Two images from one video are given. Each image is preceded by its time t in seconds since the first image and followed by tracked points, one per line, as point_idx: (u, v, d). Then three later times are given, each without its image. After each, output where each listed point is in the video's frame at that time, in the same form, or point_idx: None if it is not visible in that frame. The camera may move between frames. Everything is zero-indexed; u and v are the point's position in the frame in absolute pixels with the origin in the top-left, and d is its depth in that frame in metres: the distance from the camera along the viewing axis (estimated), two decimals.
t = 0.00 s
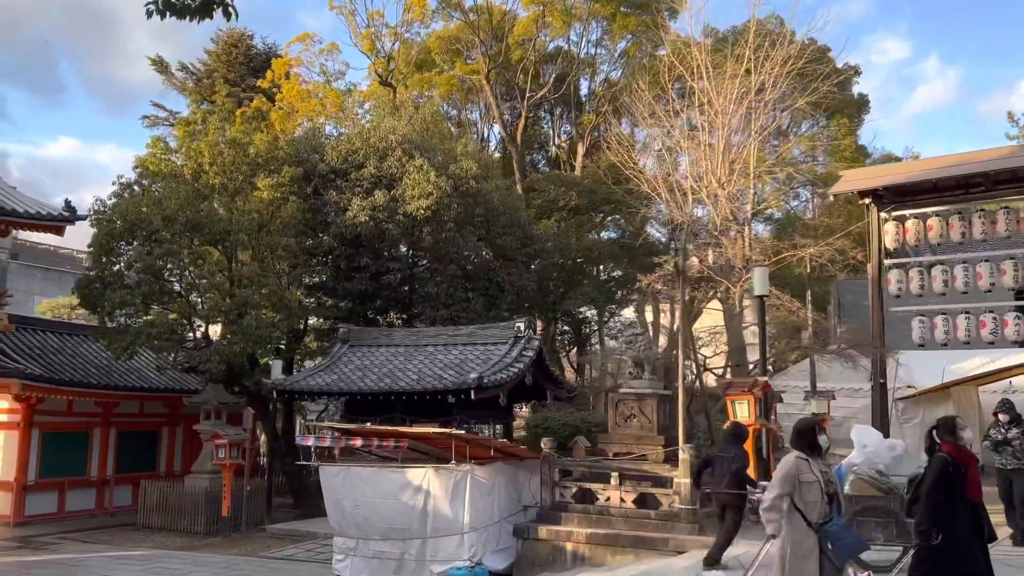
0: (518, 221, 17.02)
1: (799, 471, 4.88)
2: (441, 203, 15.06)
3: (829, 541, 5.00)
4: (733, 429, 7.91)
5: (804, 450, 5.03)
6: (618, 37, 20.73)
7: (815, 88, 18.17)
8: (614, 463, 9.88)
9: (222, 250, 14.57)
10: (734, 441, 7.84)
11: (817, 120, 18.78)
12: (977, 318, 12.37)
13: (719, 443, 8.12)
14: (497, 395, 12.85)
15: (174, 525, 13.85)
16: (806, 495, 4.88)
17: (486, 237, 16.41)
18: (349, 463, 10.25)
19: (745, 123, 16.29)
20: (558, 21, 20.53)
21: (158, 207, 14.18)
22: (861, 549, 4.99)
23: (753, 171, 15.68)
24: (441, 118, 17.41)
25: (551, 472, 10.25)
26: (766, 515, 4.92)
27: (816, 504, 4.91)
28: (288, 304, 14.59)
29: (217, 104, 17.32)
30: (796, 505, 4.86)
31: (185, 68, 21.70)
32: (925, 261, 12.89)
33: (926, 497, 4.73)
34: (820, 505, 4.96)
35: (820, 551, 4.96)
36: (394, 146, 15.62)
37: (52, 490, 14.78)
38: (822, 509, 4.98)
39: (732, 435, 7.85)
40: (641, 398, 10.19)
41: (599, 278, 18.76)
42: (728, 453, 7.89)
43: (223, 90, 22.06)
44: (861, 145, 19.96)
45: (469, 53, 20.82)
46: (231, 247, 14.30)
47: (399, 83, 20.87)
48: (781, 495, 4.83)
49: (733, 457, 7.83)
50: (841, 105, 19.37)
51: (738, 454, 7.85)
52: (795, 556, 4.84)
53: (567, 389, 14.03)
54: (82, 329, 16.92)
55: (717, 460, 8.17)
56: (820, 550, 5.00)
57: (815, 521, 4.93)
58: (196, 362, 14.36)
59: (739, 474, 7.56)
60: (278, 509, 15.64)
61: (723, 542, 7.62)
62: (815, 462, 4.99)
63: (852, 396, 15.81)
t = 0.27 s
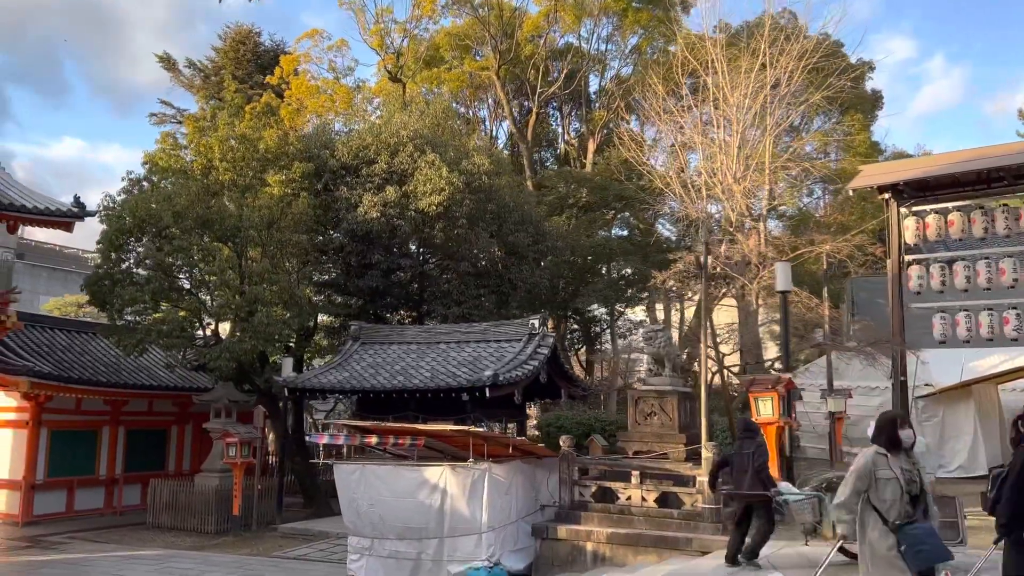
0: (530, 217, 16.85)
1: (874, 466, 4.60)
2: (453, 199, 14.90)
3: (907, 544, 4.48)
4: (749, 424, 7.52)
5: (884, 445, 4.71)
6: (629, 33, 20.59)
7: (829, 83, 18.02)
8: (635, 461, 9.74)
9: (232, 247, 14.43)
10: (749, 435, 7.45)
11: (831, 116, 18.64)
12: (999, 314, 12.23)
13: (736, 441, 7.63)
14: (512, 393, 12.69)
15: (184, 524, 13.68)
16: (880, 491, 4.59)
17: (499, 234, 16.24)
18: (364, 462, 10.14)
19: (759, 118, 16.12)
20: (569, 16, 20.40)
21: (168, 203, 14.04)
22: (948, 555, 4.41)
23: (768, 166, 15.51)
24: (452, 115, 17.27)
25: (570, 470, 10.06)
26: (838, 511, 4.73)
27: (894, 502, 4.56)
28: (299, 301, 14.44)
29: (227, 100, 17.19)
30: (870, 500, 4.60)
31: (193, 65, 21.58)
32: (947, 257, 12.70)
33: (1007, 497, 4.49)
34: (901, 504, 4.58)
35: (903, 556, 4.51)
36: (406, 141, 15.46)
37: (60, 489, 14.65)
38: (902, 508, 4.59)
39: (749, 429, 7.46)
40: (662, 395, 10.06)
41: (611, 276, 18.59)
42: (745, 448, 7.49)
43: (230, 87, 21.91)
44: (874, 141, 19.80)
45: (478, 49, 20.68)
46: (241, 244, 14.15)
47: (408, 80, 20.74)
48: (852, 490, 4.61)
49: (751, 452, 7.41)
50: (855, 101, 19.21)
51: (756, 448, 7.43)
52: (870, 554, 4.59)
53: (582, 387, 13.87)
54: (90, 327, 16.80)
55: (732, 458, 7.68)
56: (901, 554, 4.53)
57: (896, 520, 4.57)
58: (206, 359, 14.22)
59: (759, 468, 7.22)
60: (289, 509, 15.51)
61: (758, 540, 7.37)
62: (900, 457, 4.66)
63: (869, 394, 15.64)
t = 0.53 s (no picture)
0: (542, 215, 16.63)
1: (972, 474, 4.26)
2: (465, 196, 14.70)
3: (1013, 557, 4.17)
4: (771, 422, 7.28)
5: (977, 450, 4.39)
6: (639, 30, 20.37)
7: (843, 79, 17.80)
8: (655, 463, 9.56)
9: (241, 245, 14.25)
10: (771, 433, 7.21)
11: (845, 113, 18.42)
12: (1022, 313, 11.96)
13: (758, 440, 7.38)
14: (526, 393, 12.50)
15: (193, 526, 13.50)
16: (977, 499, 4.26)
17: (510, 232, 16.03)
18: (377, 463, 9.92)
19: (774, 114, 15.91)
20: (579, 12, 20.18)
21: (177, 200, 13.86)
22: None
23: (783, 163, 15.31)
24: (463, 112, 17.07)
25: (588, 472, 9.84)
26: (925, 521, 4.31)
27: (996, 512, 4.23)
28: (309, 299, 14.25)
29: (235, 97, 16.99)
30: (969, 511, 4.25)
31: (200, 62, 21.37)
32: (968, 254, 12.46)
33: None
34: (999, 513, 4.25)
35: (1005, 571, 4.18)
36: (416, 138, 15.26)
37: (67, 490, 14.49)
38: (1002, 518, 4.27)
39: (772, 428, 7.24)
40: (682, 396, 9.91)
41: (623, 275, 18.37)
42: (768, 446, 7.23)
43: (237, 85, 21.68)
44: (888, 138, 19.59)
45: (487, 46, 20.48)
46: (251, 242, 13.97)
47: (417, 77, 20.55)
48: (947, 498, 4.22)
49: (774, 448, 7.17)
50: (869, 98, 19.00)
51: (780, 446, 7.18)
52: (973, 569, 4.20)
53: (596, 387, 13.68)
54: (98, 326, 16.62)
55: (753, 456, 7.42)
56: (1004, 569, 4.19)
57: (997, 532, 4.23)
58: (215, 359, 14.04)
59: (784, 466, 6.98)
60: (299, 510, 15.37)
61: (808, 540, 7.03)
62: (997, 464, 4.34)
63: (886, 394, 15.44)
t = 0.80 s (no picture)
0: (554, 210, 16.40)
1: None
2: (477, 190, 14.47)
3: None
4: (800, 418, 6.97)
5: None
6: (651, 24, 20.16)
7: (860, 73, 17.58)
8: (678, 461, 9.39)
9: (251, 240, 14.05)
10: (802, 430, 6.90)
11: (860, 107, 18.17)
12: None
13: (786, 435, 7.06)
14: (541, 390, 12.27)
15: (202, 525, 13.30)
16: None
17: (523, 227, 15.80)
18: (393, 460, 9.77)
19: (791, 108, 15.68)
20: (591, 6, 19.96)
21: (186, 194, 13.68)
22: None
23: (800, 157, 15.09)
24: (474, 106, 16.87)
25: (609, 470, 9.69)
26: None
27: None
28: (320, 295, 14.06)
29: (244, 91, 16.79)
30: None
31: (207, 58, 21.18)
32: (992, 248, 12.13)
33: None
34: None
35: None
36: (428, 131, 15.05)
37: (75, 488, 14.33)
38: None
39: (802, 423, 6.94)
40: (705, 392, 9.76)
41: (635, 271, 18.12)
42: (798, 442, 6.84)
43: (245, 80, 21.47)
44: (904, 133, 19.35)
45: (497, 40, 20.28)
46: (261, 236, 13.77)
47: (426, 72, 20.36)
48: None
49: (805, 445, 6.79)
50: (885, 92, 18.76)
51: (810, 442, 6.81)
52: None
53: (612, 384, 13.47)
54: (105, 322, 16.45)
55: (782, 453, 7.02)
56: None
57: None
58: (224, 355, 13.85)
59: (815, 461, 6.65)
60: (309, 508, 15.17)
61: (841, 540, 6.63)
62: None
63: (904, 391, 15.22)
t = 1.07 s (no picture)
0: (567, 206, 16.18)
1: None
2: (489, 186, 14.27)
3: None
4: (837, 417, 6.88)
5: None
6: (662, 20, 19.94)
7: (875, 68, 17.34)
8: (700, 462, 9.24)
9: (260, 237, 13.87)
10: (837, 428, 6.79)
11: (876, 103, 17.92)
12: None
13: (821, 434, 6.96)
14: (556, 389, 12.08)
15: (212, 525, 13.13)
16: None
17: (535, 224, 15.58)
18: (408, 460, 9.57)
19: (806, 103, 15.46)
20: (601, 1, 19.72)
21: (195, 191, 13.52)
22: None
23: (816, 153, 14.86)
24: (485, 102, 16.66)
25: (629, 471, 9.61)
26: None
27: None
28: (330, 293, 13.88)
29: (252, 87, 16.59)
30: None
31: (213, 54, 20.98)
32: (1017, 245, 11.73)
33: None
34: None
35: None
36: (439, 127, 14.85)
37: (83, 488, 14.17)
38: None
39: (837, 422, 6.81)
40: (726, 391, 9.56)
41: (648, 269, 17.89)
42: (832, 440, 6.77)
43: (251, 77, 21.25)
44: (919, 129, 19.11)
45: (506, 35, 20.07)
46: (270, 234, 13.60)
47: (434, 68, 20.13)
48: None
49: (840, 445, 6.69)
50: (900, 87, 18.53)
51: (845, 442, 6.70)
52: None
53: (627, 383, 13.27)
54: (113, 321, 16.29)
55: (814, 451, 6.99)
56: None
57: None
58: (234, 354, 13.67)
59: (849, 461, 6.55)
60: (318, 509, 15.00)
61: (848, 546, 6.53)
62: None
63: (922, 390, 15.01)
